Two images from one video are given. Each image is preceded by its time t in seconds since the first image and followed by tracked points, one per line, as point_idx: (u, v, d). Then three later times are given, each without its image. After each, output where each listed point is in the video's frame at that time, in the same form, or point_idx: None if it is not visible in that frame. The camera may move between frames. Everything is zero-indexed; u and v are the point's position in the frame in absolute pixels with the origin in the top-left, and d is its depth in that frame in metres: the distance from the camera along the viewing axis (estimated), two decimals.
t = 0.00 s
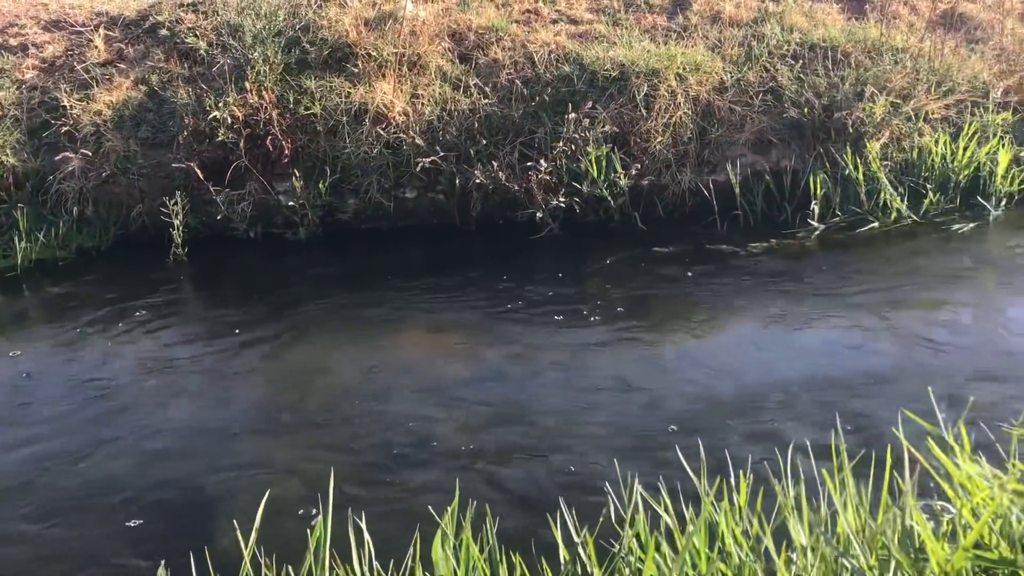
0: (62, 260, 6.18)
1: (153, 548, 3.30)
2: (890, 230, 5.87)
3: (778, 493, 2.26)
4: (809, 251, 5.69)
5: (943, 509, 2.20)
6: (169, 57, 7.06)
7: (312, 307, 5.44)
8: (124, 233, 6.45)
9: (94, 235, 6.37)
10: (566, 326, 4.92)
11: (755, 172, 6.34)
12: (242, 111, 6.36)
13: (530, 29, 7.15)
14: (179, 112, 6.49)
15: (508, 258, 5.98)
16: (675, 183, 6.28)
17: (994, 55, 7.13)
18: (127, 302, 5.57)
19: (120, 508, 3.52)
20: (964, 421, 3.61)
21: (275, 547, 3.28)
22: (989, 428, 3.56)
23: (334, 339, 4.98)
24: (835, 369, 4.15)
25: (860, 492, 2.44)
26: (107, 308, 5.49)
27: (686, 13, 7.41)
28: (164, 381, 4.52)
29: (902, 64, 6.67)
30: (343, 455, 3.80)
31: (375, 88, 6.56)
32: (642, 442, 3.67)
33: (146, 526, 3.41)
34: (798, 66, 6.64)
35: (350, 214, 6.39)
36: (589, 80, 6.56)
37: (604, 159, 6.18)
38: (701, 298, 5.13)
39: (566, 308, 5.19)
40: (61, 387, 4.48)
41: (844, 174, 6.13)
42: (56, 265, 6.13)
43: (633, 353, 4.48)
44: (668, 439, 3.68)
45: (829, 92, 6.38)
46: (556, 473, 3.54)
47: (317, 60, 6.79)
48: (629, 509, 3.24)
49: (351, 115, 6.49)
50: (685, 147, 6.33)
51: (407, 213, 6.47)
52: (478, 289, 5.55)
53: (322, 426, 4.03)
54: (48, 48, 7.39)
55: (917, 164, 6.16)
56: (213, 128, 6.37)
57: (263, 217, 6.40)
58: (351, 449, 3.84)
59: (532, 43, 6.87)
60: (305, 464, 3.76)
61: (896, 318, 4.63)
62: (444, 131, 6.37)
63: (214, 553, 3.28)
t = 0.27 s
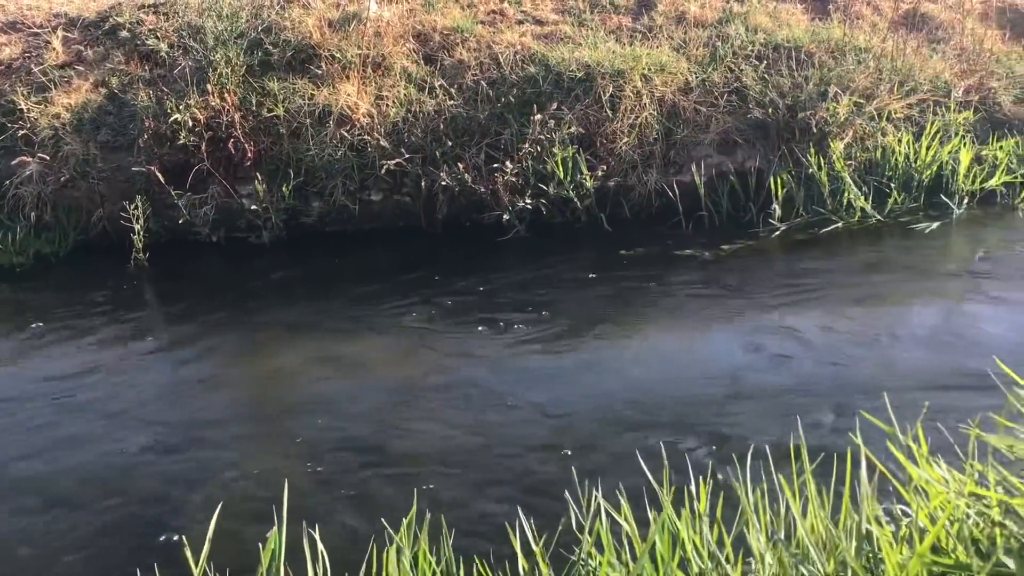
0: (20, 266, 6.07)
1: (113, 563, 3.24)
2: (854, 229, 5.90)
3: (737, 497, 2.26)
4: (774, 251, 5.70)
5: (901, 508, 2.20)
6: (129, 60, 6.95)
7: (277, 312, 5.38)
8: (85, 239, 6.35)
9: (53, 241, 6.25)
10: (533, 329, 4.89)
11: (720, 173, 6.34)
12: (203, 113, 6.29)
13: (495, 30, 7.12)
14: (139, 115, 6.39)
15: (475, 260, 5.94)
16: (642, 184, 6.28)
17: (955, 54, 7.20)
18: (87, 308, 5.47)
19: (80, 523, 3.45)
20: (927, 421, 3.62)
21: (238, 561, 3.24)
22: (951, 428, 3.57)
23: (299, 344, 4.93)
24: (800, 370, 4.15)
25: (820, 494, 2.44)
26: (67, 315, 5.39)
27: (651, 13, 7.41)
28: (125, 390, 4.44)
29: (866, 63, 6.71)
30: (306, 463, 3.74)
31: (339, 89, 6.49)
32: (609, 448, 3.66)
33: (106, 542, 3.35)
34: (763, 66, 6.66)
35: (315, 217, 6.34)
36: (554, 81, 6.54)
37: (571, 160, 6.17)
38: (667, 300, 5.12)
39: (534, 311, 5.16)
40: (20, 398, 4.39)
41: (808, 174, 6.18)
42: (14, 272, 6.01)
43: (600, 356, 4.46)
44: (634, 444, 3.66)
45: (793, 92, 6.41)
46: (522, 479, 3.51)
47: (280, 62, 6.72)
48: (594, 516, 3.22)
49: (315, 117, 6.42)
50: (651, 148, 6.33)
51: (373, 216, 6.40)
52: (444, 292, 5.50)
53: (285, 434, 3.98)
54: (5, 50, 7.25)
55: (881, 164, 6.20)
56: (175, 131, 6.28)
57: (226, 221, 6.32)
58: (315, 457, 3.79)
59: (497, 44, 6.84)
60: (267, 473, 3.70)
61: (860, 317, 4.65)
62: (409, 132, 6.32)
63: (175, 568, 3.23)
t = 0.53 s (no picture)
0: None
1: None
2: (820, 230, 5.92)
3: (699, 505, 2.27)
4: (741, 253, 5.71)
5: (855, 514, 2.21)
6: (90, 62, 6.84)
7: (242, 317, 5.31)
8: (44, 245, 6.17)
9: (12, 248, 6.11)
10: (501, 335, 4.87)
11: (687, 174, 6.35)
12: (165, 116, 6.19)
13: (462, 31, 7.09)
14: (100, 119, 6.28)
15: (443, 264, 5.89)
16: (609, 187, 6.28)
17: (919, 56, 7.25)
18: (48, 315, 5.38)
19: (39, 536, 3.38)
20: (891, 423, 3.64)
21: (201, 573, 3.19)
22: (915, 430, 3.59)
23: (264, 350, 4.87)
24: (767, 374, 4.16)
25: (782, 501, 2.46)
26: (27, 322, 5.29)
27: (617, 15, 7.41)
28: (85, 397, 4.36)
29: (831, 65, 6.74)
30: (271, 473, 3.69)
31: (304, 92, 6.42)
32: (576, 456, 3.65)
33: (66, 555, 3.28)
34: (729, 68, 6.69)
35: (280, 221, 6.26)
36: (521, 83, 6.51)
37: (538, 162, 6.14)
38: (635, 304, 5.12)
39: (502, 315, 5.14)
40: None
41: (775, 175, 6.18)
42: None
43: (568, 363, 4.45)
44: (602, 452, 3.66)
45: (759, 93, 6.44)
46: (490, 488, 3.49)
47: (244, 64, 6.64)
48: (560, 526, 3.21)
49: (279, 120, 6.35)
50: (618, 150, 6.33)
51: (340, 219, 6.33)
52: (412, 297, 5.46)
53: (249, 442, 3.93)
54: None
55: (847, 164, 6.20)
56: (136, 135, 6.20)
57: (190, 225, 6.20)
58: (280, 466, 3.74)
59: (464, 45, 6.81)
60: (231, 484, 3.65)
61: (826, 318, 4.66)
62: (375, 135, 6.26)
63: None
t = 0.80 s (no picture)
0: None
1: None
2: (788, 232, 5.94)
3: (666, 513, 2.27)
4: (710, 255, 5.72)
5: (819, 519, 2.21)
6: (51, 65, 6.73)
7: (208, 324, 5.23)
8: (4, 251, 6.06)
9: None
10: (470, 339, 4.83)
11: (656, 176, 6.34)
12: (128, 120, 6.10)
13: (430, 33, 7.04)
14: (61, 123, 6.20)
15: (411, 268, 5.85)
16: (579, 189, 6.25)
17: (885, 57, 7.30)
18: (8, 322, 5.28)
19: None
20: (858, 428, 3.65)
21: None
22: (882, 435, 3.60)
23: (230, 357, 4.79)
24: (735, 377, 4.15)
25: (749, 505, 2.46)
26: None
27: (586, 17, 7.40)
28: (46, 407, 4.27)
29: (798, 67, 6.77)
30: (236, 483, 3.64)
31: (270, 95, 6.34)
32: (545, 463, 3.62)
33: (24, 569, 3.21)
34: (697, 70, 6.69)
35: (246, 226, 6.19)
36: (489, 85, 6.47)
37: (507, 166, 6.11)
38: (605, 307, 5.11)
39: (471, 320, 5.10)
40: None
41: (743, 177, 6.17)
42: None
43: (537, 368, 4.43)
44: (570, 460, 3.64)
45: (726, 95, 6.45)
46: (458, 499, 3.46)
47: (209, 67, 6.56)
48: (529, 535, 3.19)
49: (244, 123, 6.28)
50: (587, 153, 6.31)
51: (307, 223, 6.26)
52: (380, 302, 5.40)
53: (214, 453, 3.86)
54: None
55: (814, 166, 6.20)
56: (99, 140, 6.11)
57: (154, 231, 6.14)
58: (245, 476, 3.68)
59: (431, 48, 6.76)
60: (195, 493, 3.59)
61: (795, 322, 4.67)
62: (342, 138, 6.19)
63: None
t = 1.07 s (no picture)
0: None
1: None
2: (754, 232, 5.96)
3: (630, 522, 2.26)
4: (677, 255, 5.72)
5: (779, 525, 2.21)
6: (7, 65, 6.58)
7: (169, 328, 5.15)
8: None
9: None
10: (436, 342, 4.80)
11: (622, 176, 6.33)
12: (87, 122, 6.00)
13: (395, 33, 6.98)
14: (17, 125, 6.07)
15: (376, 269, 5.81)
16: (546, 189, 6.23)
17: (850, 57, 7.33)
18: None
19: None
20: (822, 429, 3.67)
21: None
22: (846, 436, 3.61)
23: (192, 362, 4.73)
24: (701, 377, 4.16)
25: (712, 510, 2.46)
26: None
27: (552, 16, 7.37)
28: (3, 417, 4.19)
29: (763, 66, 6.79)
30: (197, 495, 3.59)
31: (232, 96, 6.26)
32: (511, 470, 3.61)
33: None
34: (663, 70, 6.69)
35: (208, 229, 6.11)
36: (455, 85, 6.43)
37: (473, 167, 6.07)
38: (572, 309, 5.09)
39: (437, 321, 5.07)
40: None
41: (709, 178, 6.17)
42: None
43: (501, 370, 4.42)
44: (537, 465, 3.62)
45: (692, 95, 6.47)
46: (424, 507, 3.44)
47: (170, 68, 6.46)
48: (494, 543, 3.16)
49: (206, 124, 6.20)
50: (554, 153, 6.29)
51: (271, 225, 6.19)
52: (345, 304, 5.35)
53: (175, 462, 3.81)
54: None
55: (780, 165, 6.22)
56: (57, 142, 5.99)
57: (115, 234, 6.04)
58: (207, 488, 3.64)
59: (396, 47, 6.71)
60: (155, 506, 3.53)
61: (759, 323, 4.69)
62: (306, 140, 6.12)
63: None
